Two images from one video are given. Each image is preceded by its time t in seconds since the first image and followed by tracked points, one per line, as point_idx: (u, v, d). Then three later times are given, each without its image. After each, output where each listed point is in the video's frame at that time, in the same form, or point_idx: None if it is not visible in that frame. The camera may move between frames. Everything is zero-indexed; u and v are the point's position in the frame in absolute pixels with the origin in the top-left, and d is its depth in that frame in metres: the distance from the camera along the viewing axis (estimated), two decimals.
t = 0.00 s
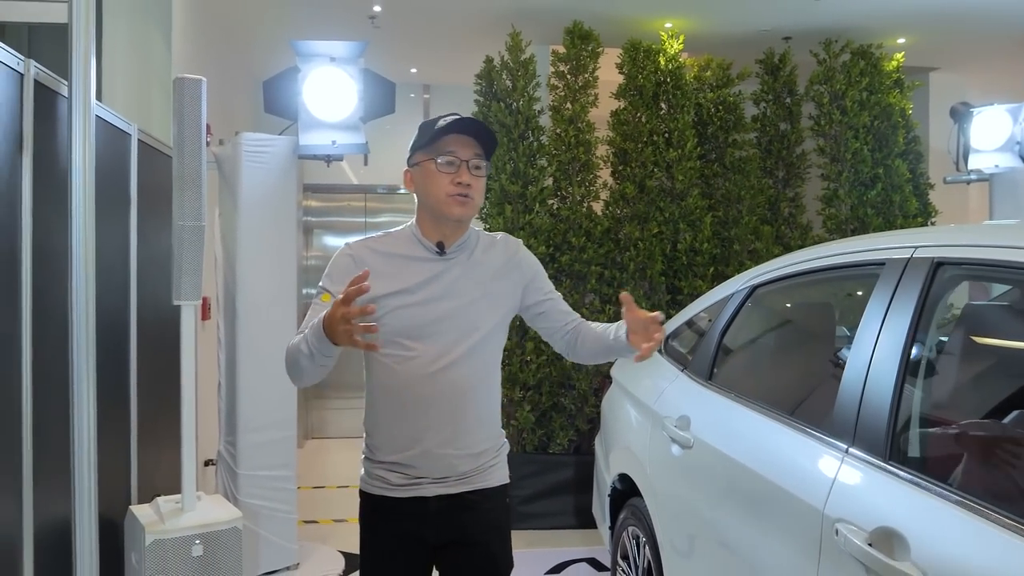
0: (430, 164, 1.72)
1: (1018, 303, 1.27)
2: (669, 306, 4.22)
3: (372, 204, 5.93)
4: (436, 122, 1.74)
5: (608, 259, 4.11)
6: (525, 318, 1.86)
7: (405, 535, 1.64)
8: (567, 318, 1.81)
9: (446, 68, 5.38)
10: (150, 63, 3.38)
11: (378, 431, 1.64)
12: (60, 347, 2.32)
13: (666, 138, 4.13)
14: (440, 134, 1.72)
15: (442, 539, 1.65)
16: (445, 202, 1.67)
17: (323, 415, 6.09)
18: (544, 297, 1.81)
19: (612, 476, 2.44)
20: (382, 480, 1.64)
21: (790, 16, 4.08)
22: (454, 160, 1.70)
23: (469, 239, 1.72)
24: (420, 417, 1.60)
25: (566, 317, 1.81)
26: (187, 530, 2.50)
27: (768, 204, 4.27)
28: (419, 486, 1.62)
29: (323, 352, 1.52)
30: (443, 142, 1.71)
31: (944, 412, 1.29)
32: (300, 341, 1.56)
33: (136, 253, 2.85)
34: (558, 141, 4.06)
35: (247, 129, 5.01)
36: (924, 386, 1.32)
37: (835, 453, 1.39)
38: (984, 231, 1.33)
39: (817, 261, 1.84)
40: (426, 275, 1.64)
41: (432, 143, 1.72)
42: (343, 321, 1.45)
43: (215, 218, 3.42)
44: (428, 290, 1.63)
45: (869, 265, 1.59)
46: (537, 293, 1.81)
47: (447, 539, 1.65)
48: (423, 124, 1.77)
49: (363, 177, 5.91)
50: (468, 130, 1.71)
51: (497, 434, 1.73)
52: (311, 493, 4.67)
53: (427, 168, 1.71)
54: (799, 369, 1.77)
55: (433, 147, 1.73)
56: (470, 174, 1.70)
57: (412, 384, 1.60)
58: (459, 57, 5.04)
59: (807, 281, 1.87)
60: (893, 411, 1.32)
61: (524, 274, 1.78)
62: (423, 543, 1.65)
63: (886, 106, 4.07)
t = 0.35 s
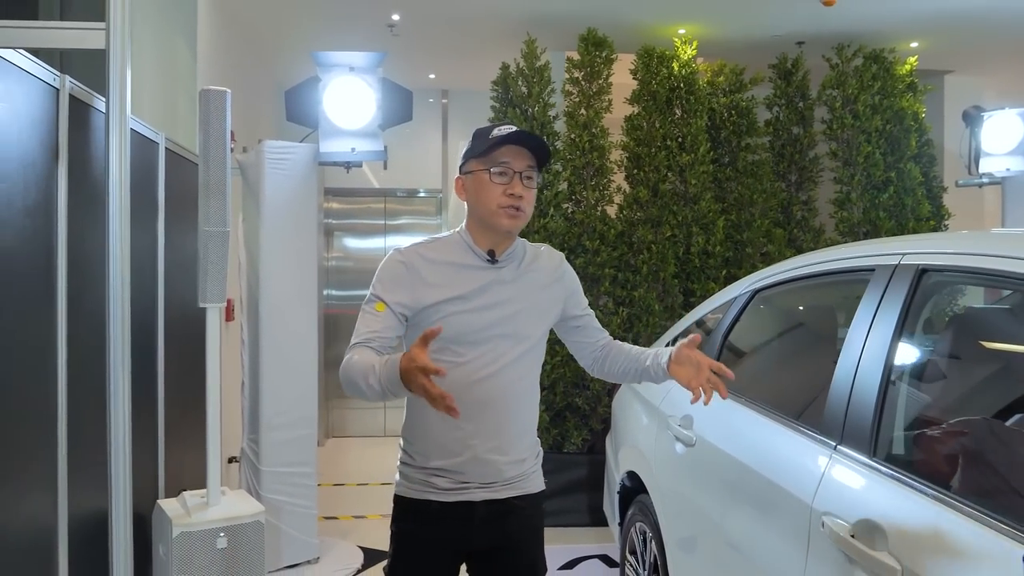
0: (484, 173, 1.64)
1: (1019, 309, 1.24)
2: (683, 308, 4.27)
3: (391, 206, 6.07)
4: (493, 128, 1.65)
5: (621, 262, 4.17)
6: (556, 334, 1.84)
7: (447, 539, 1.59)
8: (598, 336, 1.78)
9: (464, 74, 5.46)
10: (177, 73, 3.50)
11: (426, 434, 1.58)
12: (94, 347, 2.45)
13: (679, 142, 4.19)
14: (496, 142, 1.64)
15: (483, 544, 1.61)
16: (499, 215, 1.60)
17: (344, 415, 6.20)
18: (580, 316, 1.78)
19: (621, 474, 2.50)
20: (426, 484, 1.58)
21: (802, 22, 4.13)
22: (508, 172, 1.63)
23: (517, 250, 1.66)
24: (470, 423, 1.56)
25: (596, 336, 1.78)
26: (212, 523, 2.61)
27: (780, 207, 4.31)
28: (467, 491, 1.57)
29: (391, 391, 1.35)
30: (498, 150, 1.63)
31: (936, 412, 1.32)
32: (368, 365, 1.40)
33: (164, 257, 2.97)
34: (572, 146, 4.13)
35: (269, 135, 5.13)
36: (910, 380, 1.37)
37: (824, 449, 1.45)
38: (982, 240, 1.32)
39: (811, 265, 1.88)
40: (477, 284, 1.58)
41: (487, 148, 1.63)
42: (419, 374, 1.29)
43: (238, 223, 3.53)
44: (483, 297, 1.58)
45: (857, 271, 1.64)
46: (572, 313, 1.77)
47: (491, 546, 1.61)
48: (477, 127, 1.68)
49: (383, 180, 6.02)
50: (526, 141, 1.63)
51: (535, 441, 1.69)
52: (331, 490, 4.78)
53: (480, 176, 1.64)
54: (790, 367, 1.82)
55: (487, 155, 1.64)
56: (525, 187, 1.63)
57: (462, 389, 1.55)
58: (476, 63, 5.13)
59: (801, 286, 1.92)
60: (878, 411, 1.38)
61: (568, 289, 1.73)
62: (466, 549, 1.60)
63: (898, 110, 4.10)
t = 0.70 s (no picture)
0: (486, 176, 1.65)
1: (1014, 311, 1.22)
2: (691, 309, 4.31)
3: (405, 208, 6.14)
4: (494, 132, 1.66)
5: (629, 264, 4.23)
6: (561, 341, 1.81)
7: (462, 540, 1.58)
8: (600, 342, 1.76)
9: (475, 78, 5.53)
10: (195, 81, 3.61)
11: (440, 434, 1.58)
12: (117, 346, 2.57)
13: (687, 145, 4.23)
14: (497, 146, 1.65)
15: (501, 546, 1.59)
16: (501, 217, 1.61)
17: (359, 414, 6.30)
18: (585, 323, 1.75)
19: (624, 470, 2.56)
20: (441, 483, 1.58)
21: (808, 26, 4.17)
22: (509, 173, 1.64)
23: (526, 251, 1.66)
24: (483, 421, 1.56)
25: (599, 343, 1.76)
26: (229, 516, 2.71)
27: (787, 209, 4.36)
28: (482, 491, 1.56)
29: (399, 367, 1.47)
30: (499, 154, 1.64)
31: (935, 413, 1.31)
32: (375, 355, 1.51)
33: (182, 259, 3.07)
34: (581, 150, 4.19)
35: (284, 140, 5.24)
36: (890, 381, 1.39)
37: (807, 442, 1.49)
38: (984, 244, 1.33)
39: (802, 266, 1.93)
40: (486, 285, 1.59)
41: (488, 153, 1.65)
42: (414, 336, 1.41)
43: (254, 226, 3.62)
44: (493, 299, 1.59)
45: (842, 272, 1.69)
46: (578, 321, 1.75)
47: (504, 548, 1.60)
48: (479, 135, 1.70)
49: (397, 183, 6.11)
50: (525, 142, 1.64)
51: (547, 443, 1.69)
52: (345, 487, 4.87)
53: (484, 180, 1.65)
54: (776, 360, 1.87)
55: (489, 159, 1.66)
56: (527, 188, 1.63)
57: (478, 391, 1.55)
58: (488, 68, 5.22)
59: (789, 286, 1.97)
60: (856, 407, 1.42)
61: (575, 297, 1.71)
62: (479, 550, 1.60)
63: (904, 113, 4.13)
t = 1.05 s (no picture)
0: (473, 181, 1.69)
1: (986, 307, 1.28)
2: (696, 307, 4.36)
3: (416, 208, 6.23)
4: (479, 136, 1.70)
5: (635, 263, 4.28)
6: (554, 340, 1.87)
7: (463, 540, 1.63)
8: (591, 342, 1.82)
9: (485, 81, 5.61)
10: (209, 84, 3.70)
11: (439, 438, 1.64)
12: (134, 340, 2.67)
13: (693, 146, 4.28)
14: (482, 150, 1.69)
15: (500, 547, 1.64)
16: (489, 221, 1.66)
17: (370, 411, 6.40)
18: (577, 322, 1.81)
19: (624, 463, 2.62)
20: (439, 486, 1.63)
21: (813, 27, 4.20)
22: (496, 177, 1.68)
23: (514, 252, 1.71)
24: (478, 425, 1.62)
25: (591, 343, 1.82)
26: (241, 506, 2.80)
27: (792, 208, 4.40)
28: (479, 493, 1.61)
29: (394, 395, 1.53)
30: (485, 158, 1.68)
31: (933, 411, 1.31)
32: (370, 380, 1.58)
33: (197, 259, 3.17)
34: (587, 151, 4.24)
35: (297, 141, 5.33)
36: (885, 376, 1.42)
37: (790, 432, 1.55)
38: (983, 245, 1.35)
39: (790, 266, 1.99)
40: (474, 289, 1.64)
41: (474, 158, 1.69)
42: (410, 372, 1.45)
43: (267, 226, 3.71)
44: (483, 303, 1.64)
45: (827, 270, 1.75)
46: (570, 321, 1.81)
47: (503, 550, 1.65)
48: (463, 137, 1.74)
49: (408, 183, 6.20)
50: (510, 146, 1.68)
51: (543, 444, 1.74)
52: (356, 483, 4.96)
53: (471, 184, 1.69)
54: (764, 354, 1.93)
55: (475, 163, 1.70)
56: (513, 191, 1.68)
57: (472, 395, 1.61)
58: (497, 70, 5.28)
59: (779, 283, 2.03)
60: (836, 395, 1.48)
61: (566, 297, 1.76)
62: (479, 551, 1.65)
63: (909, 113, 4.15)
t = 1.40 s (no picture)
0: (437, 172, 1.66)
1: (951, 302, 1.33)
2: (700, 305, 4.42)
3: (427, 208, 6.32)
4: (438, 125, 1.67)
5: (640, 262, 4.35)
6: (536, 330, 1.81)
7: (443, 552, 1.59)
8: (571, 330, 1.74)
9: (493, 82, 5.68)
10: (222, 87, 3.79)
11: (415, 440, 1.59)
12: (150, 335, 2.77)
13: (697, 146, 4.32)
14: (442, 141, 1.67)
15: (483, 555, 1.61)
16: (454, 212, 1.62)
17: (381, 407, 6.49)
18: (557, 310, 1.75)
19: (624, 456, 2.68)
20: (415, 490, 1.58)
21: (817, 29, 4.24)
22: (460, 165, 1.65)
23: (484, 242, 1.68)
24: (457, 425, 1.57)
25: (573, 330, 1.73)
26: (253, 497, 2.89)
27: (796, 208, 4.44)
28: (458, 496, 1.57)
29: (372, 364, 1.50)
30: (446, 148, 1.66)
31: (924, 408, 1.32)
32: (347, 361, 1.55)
33: (210, 257, 3.26)
34: (593, 152, 4.29)
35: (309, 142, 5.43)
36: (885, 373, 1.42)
37: (774, 421, 1.61)
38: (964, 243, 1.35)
39: (783, 262, 2.03)
40: (446, 283, 1.62)
41: (435, 149, 1.67)
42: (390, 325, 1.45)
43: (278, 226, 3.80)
44: (457, 297, 1.62)
45: (812, 266, 1.82)
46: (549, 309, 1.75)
47: (485, 557, 1.62)
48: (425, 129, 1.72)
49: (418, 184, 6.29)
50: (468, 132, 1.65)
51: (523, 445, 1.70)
52: (366, 478, 5.04)
53: (434, 176, 1.67)
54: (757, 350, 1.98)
55: (438, 154, 1.67)
56: (478, 179, 1.64)
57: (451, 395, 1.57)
58: (506, 71, 5.36)
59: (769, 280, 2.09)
60: (816, 385, 1.54)
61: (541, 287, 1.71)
62: (460, 558, 1.60)
63: (913, 113, 4.19)
